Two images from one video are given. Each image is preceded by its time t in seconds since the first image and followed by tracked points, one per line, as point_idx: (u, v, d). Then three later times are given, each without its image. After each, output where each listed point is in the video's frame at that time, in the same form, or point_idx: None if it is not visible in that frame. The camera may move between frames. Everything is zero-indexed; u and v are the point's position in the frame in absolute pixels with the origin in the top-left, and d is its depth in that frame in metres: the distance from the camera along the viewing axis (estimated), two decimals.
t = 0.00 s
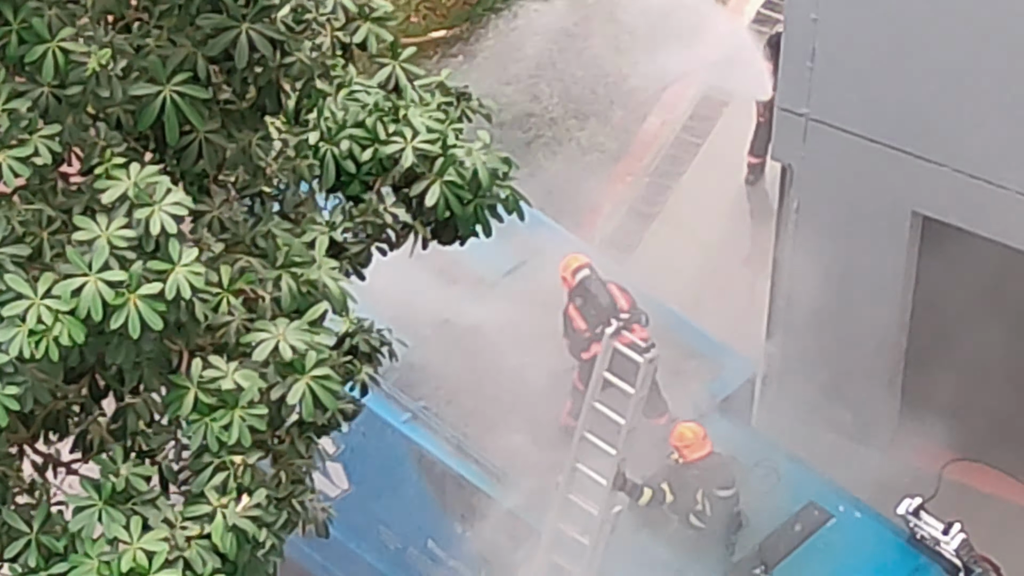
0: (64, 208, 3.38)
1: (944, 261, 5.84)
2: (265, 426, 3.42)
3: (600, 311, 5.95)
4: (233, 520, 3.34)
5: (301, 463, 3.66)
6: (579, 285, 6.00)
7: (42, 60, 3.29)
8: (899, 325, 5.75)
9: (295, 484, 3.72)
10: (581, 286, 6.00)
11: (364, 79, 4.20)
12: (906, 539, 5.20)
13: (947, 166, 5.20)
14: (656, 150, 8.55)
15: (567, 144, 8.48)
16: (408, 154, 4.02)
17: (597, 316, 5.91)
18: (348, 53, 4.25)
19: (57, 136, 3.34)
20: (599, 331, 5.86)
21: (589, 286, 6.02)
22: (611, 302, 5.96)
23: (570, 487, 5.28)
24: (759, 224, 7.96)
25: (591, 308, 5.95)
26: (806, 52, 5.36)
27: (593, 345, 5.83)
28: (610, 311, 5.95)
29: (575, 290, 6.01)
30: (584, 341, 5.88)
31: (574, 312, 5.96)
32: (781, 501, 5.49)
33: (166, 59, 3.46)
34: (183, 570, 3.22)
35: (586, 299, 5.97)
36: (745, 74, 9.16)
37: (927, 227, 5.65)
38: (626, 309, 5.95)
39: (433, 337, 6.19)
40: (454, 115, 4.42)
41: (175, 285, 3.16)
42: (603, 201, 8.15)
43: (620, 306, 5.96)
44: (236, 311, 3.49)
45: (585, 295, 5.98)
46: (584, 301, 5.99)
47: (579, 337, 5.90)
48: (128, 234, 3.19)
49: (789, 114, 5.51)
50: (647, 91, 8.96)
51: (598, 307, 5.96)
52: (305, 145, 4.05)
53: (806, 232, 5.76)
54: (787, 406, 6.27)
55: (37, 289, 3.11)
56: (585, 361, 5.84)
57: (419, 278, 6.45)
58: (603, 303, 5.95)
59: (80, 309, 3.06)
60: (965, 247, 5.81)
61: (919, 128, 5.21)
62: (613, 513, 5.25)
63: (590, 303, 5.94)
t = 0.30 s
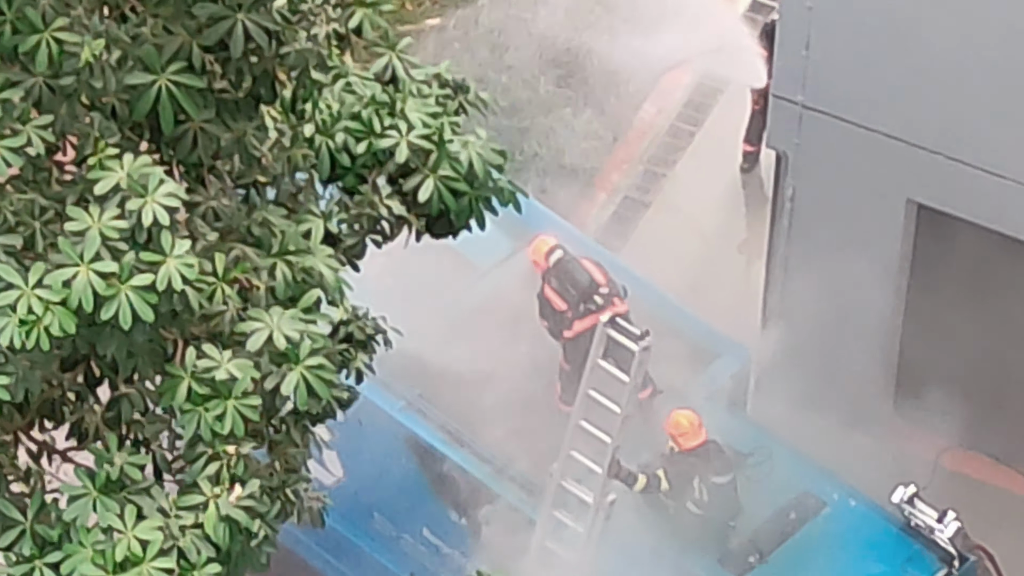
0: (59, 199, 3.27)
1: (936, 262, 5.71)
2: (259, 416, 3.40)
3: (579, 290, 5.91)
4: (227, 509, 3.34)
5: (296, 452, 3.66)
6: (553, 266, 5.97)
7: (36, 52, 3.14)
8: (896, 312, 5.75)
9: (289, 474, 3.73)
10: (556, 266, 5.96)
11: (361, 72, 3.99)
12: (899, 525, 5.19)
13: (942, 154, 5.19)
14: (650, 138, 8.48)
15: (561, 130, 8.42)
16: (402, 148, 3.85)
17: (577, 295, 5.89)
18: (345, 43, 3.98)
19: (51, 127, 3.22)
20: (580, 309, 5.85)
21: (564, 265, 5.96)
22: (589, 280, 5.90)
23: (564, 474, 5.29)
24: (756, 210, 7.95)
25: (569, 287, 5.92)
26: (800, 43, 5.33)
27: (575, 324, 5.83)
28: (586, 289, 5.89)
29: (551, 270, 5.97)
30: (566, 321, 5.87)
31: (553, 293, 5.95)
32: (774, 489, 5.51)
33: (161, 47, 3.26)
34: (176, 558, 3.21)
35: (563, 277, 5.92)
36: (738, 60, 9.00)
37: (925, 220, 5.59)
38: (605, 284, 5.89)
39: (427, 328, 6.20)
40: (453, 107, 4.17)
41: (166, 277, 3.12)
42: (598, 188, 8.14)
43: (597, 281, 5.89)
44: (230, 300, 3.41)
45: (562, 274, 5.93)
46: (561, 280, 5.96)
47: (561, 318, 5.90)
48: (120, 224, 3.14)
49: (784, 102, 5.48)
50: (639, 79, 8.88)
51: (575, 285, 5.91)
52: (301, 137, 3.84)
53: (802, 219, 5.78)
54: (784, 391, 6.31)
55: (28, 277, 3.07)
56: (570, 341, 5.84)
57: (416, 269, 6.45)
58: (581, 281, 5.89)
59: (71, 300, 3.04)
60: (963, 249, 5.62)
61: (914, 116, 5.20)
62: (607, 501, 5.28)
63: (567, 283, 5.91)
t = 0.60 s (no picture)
0: (47, 185, 3.11)
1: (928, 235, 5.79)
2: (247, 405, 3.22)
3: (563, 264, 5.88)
4: (216, 498, 3.17)
5: (284, 440, 3.55)
6: (536, 240, 5.89)
7: (24, 39, 3.03)
8: (885, 299, 5.75)
9: (276, 463, 3.56)
10: (539, 239, 5.88)
11: (353, 59, 3.90)
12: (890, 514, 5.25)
13: (931, 140, 5.20)
14: (642, 123, 8.41)
15: (554, 116, 8.43)
16: (394, 140, 3.72)
17: (562, 269, 5.85)
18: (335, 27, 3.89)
19: (39, 115, 3.09)
20: (568, 284, 5.83)
21: (547, 240, 5.89)
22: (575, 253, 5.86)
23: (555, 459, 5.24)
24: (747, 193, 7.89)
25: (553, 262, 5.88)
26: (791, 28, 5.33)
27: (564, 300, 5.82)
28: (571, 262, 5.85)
29: (533, 245, 5.90)
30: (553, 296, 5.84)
31: (536, 267, 5.91)
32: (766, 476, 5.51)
33: (150, 33, 3.12)
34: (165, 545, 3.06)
35: (546, 253, 5.87)
36: (729, 46, 8.92)
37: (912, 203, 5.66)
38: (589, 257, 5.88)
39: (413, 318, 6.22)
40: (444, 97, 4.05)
41: (153, 265, 2.93)
42: (588, 174, 8.08)
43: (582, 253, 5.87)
44: (220, 288, 3.25)
45: (545, 249, 5.87)
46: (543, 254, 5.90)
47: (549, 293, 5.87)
48: (107, 213, 2.96)
49: (774, 88, 5.47)
50: (630, 64, 8.80)
51: (559, 257, 5.86)
52: (291, 125, 3.76)
53: (791, 206, 5.77)
54: (776, 376, 6.28)
55: (14, 265, 2.91)
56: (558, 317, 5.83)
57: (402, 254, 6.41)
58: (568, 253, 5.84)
59: (57, 288, 2.86)
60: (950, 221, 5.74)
61: (904, 102, 5.20)
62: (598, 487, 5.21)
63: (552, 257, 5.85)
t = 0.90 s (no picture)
0: (39, 173, 3.05)
1: (920, 228, 5.84)
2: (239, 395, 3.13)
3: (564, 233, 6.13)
4: (206, 487, 3.10)
5: (275, 430, 3.47)
6: (538, 211, 6.14)
7: (15, 27, 3.00)
8: (876, 288, 5.76)
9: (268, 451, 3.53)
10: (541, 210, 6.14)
11: (343, 44, 3.61)
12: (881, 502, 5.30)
13: (923, 130, 5.20)
14: (633, 113, 8.39)
15: (548, 107, 8.42)
16: (385, 131, 3.46)
17: (565, 237, 6.11)
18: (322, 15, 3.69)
19: (30, 103, 3.05)
20: (572, 250, 6.09)
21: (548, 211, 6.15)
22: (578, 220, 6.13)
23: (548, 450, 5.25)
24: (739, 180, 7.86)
25: (555, 231, 6.12)
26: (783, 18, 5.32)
27: (570, 267, 6.09)
28: (576, 232, 6.11)
29: (534, 217, 6.14)
30: (561, 267, 6.09)
31: (540, 241, 6.11)
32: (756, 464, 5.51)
33: (142, 23, 3.04)
34: (155, 534, 3.00)
35: (550, 224, 6.11)
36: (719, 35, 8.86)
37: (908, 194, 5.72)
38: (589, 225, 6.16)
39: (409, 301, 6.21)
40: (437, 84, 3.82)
41: (143, 256, 2.86)
42: (581, 163, 8.08)
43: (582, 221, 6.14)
44: (211, 278, 3.14)
45: (548, 219, 6.12)
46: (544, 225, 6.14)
47: (553, 262, 6.09)
48: (98, 202, 2.90)
49: (766, 77, 5.46)
50: (622, 55, 8.80)
51: (563, 229, 6.12)
52: (282, 116, 3.50)
53: (783, 196, 5.77)
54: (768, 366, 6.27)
55: (4, 255, 2.83)
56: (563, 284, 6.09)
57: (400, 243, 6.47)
58: (571, 220, 6.11)
59: (49, 277, 2.78)
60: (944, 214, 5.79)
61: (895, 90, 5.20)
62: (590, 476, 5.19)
63: (555, 226, 6.11)
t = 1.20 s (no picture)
0: (32, 164, 3.04)
1: (910, 208, 5.97)
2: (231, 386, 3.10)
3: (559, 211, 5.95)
4: (198, 478, 3.08)
5: (267, 422, 3.46)
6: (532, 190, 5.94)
7: (9, 18, 2.91)
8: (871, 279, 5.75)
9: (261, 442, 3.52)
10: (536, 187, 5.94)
11: (333, 34, 3.66)
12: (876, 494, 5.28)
13: (918, 121, 5.20)
14: (626, 107, 8.35)
15: (546, 99, 8.41)
16: (374, 115, 3.49)
17: (560, 216, 5.92)
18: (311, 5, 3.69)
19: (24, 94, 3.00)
20: (566, 229, 5.92)
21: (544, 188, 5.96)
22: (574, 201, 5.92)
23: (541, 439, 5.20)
24: (734, 171, 7.86)
25: (549, 209, 5.93)
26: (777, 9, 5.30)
27: (564, 246, 5.91)
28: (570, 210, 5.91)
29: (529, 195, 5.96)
30: (554, 246, 5.93)
31: (534, 219, 5.96)
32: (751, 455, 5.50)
33: (136, 14, 2.94)
34: (148, 526, 2.98)
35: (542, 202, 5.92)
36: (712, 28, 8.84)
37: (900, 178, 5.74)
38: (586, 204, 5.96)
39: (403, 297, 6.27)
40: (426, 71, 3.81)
41: (137, 246, 2.85)
42: (575, 153, 8.07)
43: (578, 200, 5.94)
44: (204, 269, 3.10)
45: (544, 197, 5.92)
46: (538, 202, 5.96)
47: (547, 240, 5.95)
48: (92, 192, 2.88)
49: (760, 68, 5.46)
50: (616, 45, 8.79)
51: (557, 207, 5.93)
52: (277, 105, 3.53)
53: (780, 187, 5.76)
54: (764, 357, 6.26)
55: None
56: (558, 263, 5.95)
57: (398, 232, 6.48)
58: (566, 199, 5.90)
59: (42, 268, 2.77)
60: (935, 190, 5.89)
61: (889, 82, 5.19)
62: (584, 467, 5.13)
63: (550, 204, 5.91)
